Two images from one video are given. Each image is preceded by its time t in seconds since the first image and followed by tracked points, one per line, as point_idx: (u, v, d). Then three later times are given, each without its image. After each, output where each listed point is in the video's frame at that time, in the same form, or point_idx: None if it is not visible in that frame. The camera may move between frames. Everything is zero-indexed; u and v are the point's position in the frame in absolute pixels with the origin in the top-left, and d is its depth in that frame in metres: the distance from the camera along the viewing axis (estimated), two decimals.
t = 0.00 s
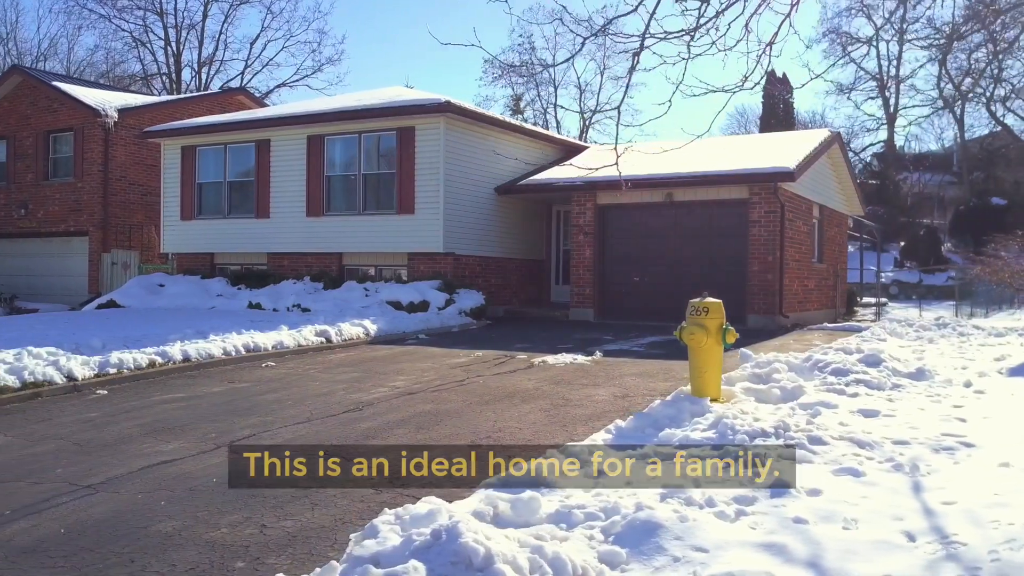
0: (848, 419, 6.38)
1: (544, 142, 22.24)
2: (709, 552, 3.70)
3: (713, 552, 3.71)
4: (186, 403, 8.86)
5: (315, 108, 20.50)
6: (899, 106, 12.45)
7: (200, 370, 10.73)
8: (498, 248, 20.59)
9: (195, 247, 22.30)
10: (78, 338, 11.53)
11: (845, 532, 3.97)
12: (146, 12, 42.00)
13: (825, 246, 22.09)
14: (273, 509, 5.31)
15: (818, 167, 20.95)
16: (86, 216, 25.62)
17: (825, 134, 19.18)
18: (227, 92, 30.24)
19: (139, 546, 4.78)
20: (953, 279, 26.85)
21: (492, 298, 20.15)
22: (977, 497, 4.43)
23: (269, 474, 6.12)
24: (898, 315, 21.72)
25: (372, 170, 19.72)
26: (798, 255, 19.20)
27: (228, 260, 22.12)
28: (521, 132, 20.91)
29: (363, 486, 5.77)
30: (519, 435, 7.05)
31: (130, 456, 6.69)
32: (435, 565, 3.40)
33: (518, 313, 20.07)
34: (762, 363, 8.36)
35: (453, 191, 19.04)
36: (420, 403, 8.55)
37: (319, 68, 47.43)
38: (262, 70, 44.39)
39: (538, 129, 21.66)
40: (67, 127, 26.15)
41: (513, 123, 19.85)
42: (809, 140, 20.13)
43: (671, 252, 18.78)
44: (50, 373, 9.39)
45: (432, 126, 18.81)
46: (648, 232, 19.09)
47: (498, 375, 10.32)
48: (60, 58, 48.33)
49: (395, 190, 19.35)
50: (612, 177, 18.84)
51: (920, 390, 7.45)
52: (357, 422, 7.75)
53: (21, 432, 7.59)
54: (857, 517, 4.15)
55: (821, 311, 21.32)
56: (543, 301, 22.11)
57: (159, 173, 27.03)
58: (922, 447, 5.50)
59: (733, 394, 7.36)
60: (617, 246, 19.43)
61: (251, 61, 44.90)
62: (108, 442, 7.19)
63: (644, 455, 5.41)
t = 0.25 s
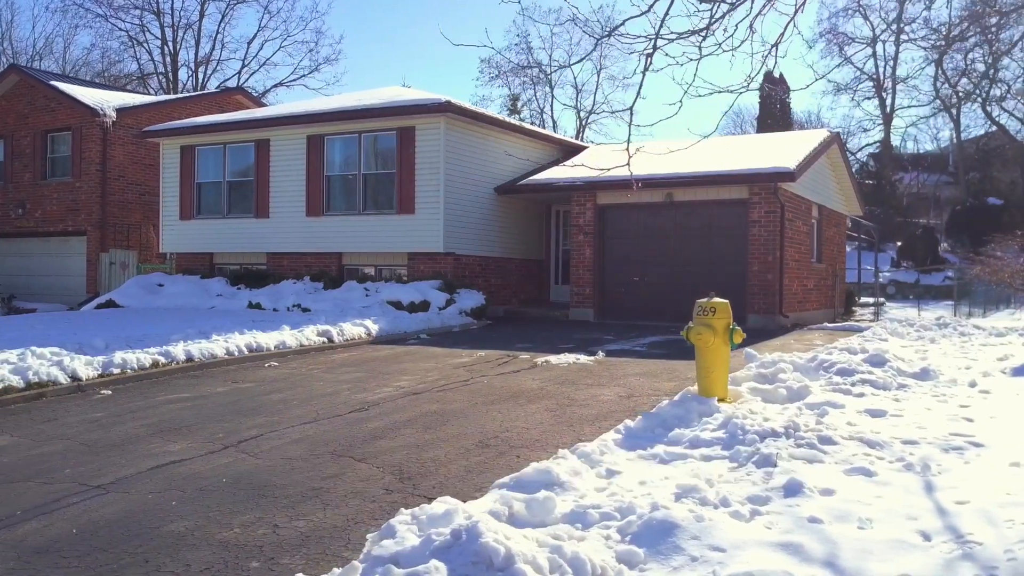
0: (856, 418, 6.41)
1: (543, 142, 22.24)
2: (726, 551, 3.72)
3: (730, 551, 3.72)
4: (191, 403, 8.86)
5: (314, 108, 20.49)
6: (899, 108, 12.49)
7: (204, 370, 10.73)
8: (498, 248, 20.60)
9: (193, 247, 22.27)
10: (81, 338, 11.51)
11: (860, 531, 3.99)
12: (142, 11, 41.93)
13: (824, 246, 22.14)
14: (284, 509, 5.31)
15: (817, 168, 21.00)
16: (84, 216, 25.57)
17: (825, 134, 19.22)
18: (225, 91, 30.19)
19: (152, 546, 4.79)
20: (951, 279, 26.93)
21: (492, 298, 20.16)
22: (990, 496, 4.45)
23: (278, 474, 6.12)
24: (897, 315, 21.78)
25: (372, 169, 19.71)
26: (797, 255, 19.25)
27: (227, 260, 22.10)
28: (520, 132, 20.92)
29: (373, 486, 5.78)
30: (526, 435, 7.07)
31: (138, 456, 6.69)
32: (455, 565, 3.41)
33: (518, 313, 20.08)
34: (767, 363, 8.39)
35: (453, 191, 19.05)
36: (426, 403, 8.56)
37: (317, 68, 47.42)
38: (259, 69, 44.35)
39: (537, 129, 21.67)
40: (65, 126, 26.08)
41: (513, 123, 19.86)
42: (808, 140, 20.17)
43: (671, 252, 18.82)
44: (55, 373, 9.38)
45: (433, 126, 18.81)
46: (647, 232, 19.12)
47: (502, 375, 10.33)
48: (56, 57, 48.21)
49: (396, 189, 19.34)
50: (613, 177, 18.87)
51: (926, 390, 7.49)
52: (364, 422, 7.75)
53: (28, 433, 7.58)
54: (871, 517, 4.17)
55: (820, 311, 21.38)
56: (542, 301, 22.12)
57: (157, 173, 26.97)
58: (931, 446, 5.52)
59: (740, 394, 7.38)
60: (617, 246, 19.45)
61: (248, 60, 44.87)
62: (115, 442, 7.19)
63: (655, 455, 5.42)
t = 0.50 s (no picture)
0: (864, 418, 6.45)
1: (542, 142, 22.26)
2: (747, 549, 3.74)
3: (751, 550, 3.74)
4: (198, 403, 8.85)
5: (313, 108, 20.48)
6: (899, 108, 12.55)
7: (208, 370, 10.72)
8: (498, 247, 20.60)
9: (192, 246, 22.23)
10: (83, 338, 11.48)
11: (879, 530, 4.02)
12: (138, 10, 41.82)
13: (822, 246, 22.20)
14: (299, 509, 5.32)
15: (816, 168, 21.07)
16: (81, 216, 25.48)
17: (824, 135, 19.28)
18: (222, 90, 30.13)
19: (169, 545, 4.79)
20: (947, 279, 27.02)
21: (491, 298, 20.17)
22: (1005, 495, 4.48)
23: (290, 473, 6.13)
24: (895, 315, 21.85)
25: (372, 169, 19.70)
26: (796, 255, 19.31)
27: (226, 260, 22.06)
28: (520, 131, 20.94)
29: (386, 485, 5.79)
30: (535, 435, 7.09)
31: (148, 456, 6.68)
32: (482, 563, 3.43)
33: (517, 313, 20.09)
34: (773, 363, 8.42)
35: (453, 190, 19.04)
36: (433, 403, 8.57)
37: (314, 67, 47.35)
38: (255, 68, 44.26)
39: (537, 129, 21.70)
40: (62, 125, 25.99)
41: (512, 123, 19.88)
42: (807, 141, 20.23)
43: (671, 252, 18.84)
44: (60, 373, 9.37)
45: (432, 125, 18.82)
46: (647, 232, 19.15)
47: (506, 375, 10.35)
48: (51, 57, 48.05)
49: (395, 189, 19.33)
50: (612, 177, 18.89)
51: (932, 389, 7.52)
52: (372, 422, 7.76)
53: (35, 433, 7.58)
54: (889, 515, 4.19)
55: (818, 311, 21.44)
56: (541, 300, 22.14)
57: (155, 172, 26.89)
58: (943, 446, 5.56)
59: (748, 394, 7.40)
60: (617, 246, 19.48)
61: (243, 59, 44.79)
62: (124, 442, 7.19)
63: (668, 454, 5.44)
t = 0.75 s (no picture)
0: (872, 417, 6.50)
1: (540, 142, 22.29)
2: (768, 548, 3.77)
3: (772, 549, 3.78)
4: (203, 403, 8.85)
5: (311, 107, 20.46)
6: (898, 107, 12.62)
7: (211, 370, 10.72)
8: (496, 247, 20.63)
9: (189, 246, 22.18)
10: (85, 338, 11.46)
11: (896, 529, 4.05)
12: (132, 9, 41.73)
13: (819, 246, 22.29)
14: (313, 509, 5.33)
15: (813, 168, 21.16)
16: (77, 215, 25.39)
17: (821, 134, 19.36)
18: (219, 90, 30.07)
19: (186, 546, 4.80)
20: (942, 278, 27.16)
21: (490, 298, 20.19)
22: (1018, 494, 4.53)
23: (301, 473, 6.14)
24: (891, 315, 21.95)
25: (371, 169, 19.70)
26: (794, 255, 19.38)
27: (223, 259, 22.03)
28: (518, 131, 20.96)
29: (398, 485, 5.80)
30: (543, 434, 7.12)
31: (158, 457, 6.69)
32: (508, 563, 3.45)
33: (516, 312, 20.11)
34: (778, 362, 8.47)
35: (452, 190, 19.05)
36: (439, 403, 8.59)
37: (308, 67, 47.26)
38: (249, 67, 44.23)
39: (535, 129, 21.72)
40: (58, 125, 25.90)
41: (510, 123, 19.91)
42: (804, 140, 20.31)
43: (669, 252, 18.89)
44: (64, 373, 9.37)
45: (431, 125, 18.83)
46: (645, 232, 19.19)
47: (510, 375, 10.38)
48: (44, 56, 47.90)
49: (394, 189, 19.34)
50: (611, 177, 18.94)
51: (937, 389, 7.58)
52: (379, 421, 7.78)
53: (42, 434, 7.58)
54: (905, 514, 4.23)
55: (815, 311, 21.52)
56: (539, 300, 22.16)
57: (151, 172, 26.83)
58: (953, 444, 5.60)
59: (754, 393, 7.44)
60: (615, 246, 19.51)
61: (238, 58, 44.76)
62: (132, 442, 7.19)
63: (680, 454, 5.48)
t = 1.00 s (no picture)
0: (878, 416, 6.54)
1: (536, 142, 22.31)
2: (789, 547, 3.80)
3: (792, 547, 3.81)
4: (207, 403, 8.84)
5: (308, 107, 20.43)
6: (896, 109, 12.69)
7: (213, 370, 10.71)
8: (493, 247, 20.64)
9: (185, 246, 22.12)
10: (85, 338, 11.42)
11: (913, 527, 4.09)
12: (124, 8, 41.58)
13: (814, 246, 22.38)
14: (325, 509, 5.34)
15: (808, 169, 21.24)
16: (71, 215, 25.29)
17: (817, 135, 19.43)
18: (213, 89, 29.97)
19: (201, 546, 4.80)
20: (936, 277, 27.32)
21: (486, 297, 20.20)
22: None
23: (311, 473, 6.15)
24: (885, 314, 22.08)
25: (367, 169, 19.68)
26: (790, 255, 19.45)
27: (219, 259, 21.97)
28: (515, 131, 20.98)
29: (410, 484, 5.82)
30: (551, 434, 7.14)
31: (166, 457, 6.68)
32: (533, 561, 3.47)
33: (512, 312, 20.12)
34: (782, 362, 8.51)
35: (449, 190, 19.05)
36: (444, 402, 8.60)
37: (301, 66, 47.14)
38: (243, 66, 44.20)
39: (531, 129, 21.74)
40: (51, 124, 25.78)
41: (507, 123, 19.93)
42: (799, 141, 20.39)
43: (666, 252, 18.94)
44: (66, 373, 9.34)
45: (429, 125, 18.83)
46: (642, 232, 19.24)
47: (512, 374, 10.40)
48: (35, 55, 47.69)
49: (391, 188, 19.33)
50: (608, 177, 18.97)
51: (941, 388, 7.63)
52: (386, 421, 7.79)
53: (47, 434, 7.56)
54: (921, 513, 4.27)
55: (810, 310, 21.61)
56: (535, 300, 22.18)
57: (145, 171, 26.72)
58: (961, 443, 5.65)
59: (760, 393, 7.48)
60: (612, 246, 19.55)
61: (231, 57, 44.79)
62: (139, 442, 7.18)
63: (691, 453, 5.50)
